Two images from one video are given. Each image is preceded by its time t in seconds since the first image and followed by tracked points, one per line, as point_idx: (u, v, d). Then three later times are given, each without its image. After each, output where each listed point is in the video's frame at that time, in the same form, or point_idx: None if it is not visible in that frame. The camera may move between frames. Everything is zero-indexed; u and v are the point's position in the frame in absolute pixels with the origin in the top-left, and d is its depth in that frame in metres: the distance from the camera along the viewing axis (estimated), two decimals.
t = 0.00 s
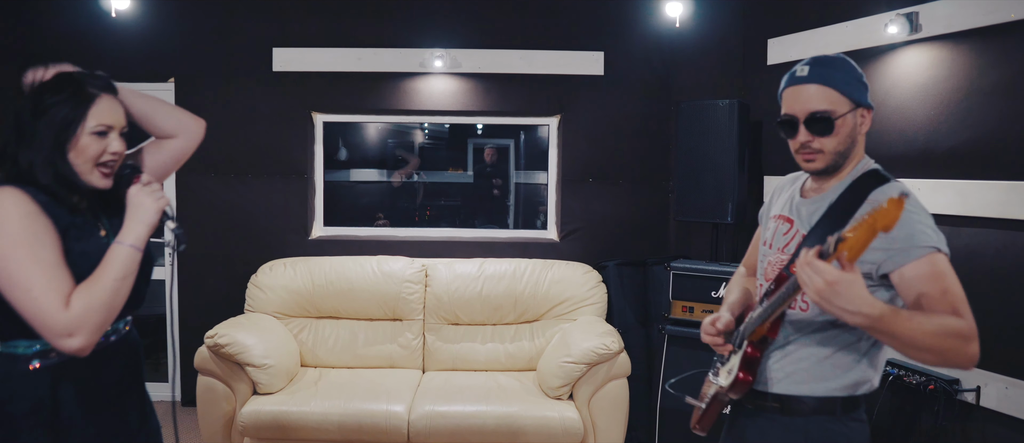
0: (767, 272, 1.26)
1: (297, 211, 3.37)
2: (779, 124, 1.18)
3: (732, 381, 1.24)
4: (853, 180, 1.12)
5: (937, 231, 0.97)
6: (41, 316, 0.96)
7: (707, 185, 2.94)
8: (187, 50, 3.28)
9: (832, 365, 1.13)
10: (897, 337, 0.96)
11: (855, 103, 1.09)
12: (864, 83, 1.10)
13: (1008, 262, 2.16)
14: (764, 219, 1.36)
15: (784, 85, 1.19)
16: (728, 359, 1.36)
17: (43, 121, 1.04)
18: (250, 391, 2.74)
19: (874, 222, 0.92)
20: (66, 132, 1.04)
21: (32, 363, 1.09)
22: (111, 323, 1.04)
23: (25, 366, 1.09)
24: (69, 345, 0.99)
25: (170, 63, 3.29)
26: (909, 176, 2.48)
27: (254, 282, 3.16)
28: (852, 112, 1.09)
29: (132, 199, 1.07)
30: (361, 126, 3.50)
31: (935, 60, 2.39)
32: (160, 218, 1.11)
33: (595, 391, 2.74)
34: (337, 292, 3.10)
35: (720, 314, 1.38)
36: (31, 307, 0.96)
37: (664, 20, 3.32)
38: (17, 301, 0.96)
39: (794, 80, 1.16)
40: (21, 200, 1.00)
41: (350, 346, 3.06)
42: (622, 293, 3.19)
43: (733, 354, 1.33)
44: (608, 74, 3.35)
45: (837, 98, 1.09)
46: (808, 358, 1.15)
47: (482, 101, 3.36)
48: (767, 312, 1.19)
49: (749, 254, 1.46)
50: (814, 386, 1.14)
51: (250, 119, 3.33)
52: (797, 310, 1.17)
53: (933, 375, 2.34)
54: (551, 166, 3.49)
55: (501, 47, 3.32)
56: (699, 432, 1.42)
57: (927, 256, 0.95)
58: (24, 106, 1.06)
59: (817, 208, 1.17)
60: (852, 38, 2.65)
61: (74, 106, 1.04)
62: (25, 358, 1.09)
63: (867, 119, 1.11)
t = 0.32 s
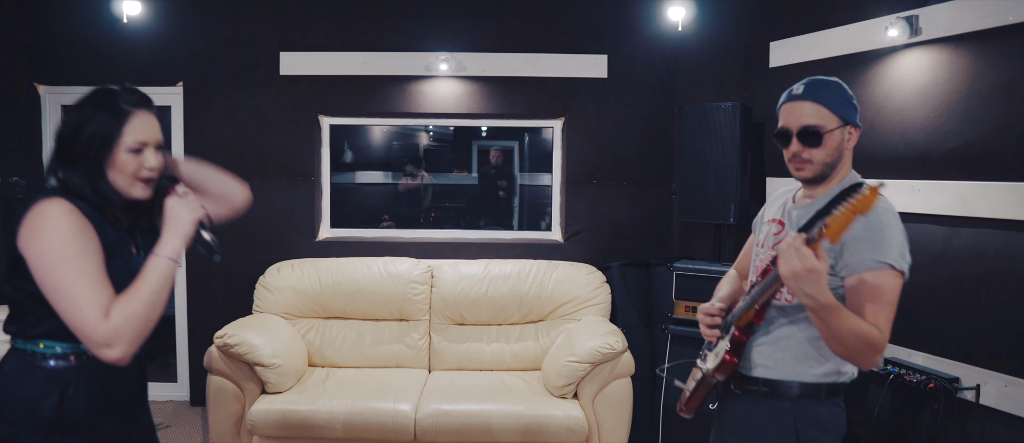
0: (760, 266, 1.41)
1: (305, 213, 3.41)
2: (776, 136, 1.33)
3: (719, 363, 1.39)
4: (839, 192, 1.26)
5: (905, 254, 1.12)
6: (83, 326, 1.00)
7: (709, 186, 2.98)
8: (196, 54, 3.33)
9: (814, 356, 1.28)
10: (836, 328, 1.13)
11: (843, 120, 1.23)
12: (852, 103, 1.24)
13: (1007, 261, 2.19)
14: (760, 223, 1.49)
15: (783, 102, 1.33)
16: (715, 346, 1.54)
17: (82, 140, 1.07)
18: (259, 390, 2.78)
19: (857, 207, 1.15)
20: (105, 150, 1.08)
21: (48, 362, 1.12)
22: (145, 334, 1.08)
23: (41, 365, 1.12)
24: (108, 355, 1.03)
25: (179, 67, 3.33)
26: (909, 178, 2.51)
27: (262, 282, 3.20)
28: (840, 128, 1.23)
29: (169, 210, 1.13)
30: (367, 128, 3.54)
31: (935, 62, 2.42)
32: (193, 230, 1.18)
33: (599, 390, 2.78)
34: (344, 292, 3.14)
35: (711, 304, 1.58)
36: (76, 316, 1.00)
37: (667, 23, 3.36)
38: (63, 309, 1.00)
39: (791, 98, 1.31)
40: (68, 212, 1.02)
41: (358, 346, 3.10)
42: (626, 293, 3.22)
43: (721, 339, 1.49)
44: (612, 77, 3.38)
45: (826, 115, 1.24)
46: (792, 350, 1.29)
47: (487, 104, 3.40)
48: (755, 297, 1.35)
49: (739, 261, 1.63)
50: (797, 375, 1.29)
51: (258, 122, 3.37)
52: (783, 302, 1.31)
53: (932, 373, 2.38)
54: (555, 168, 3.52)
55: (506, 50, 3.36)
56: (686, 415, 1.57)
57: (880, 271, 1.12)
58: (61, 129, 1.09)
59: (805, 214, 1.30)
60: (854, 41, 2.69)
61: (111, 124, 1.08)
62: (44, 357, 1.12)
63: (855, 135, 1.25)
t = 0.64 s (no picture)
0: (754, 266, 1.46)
1: (310, 212, 3.45)
2: (765, 145, 1.37)
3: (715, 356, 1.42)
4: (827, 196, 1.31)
5: (893, 249, 1.17)
6: (102, 343, 1.02)
7: (710, 185, 3.01)
8: (203, 55, 3.37)
9: (806, 351, 1.31)
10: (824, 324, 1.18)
11: (828, 129, 1.28)
12: (837, 110, 1.29)
13: (1003, 259, 2.22)
14: (756, 231, 1.54)
15: (772, 111, 1.38)
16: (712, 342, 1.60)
17: (113, 163, 1.11)
18: (264, 386, 2.81)
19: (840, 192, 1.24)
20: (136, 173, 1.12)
21: (55, 359, 1.12)
22: (163, 350, 1.10)
23: (48, 360, 1.12)
24: (126, 370, 1.06)
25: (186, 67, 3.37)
26: (907, 177, 2.54)
27: (268, 280, 3.24)
28: (826, 135, 1.28)
29: (194, 231, 1.18)
30: (370, 128, 3.57)
31: (933, 63, 2.45)
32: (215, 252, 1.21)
33: (601, 386, 2.81)
34: (349, 290, 3.17)
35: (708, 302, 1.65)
36: (96, 332, 1.02)
37: (669, 24, 3.40)
38: (83, 327, 1.03)
39: (779, 107, 1.35)
40: (86, 233, 1.05)
41: (362, 343, 3.14)
42: (628, 292, 3.25)
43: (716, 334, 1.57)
44: (614, 77, 3.42)
45: (811, 123, 1.29)
46: (785, 344, 1.33)
47: (491, 104, 3.43)
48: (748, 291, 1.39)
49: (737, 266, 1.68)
50: (789, 368, 1.32)
51: (264, 121, 3.41)
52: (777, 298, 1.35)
53: (930, 370, 2.41)
54: (558, 168, 3.55)
55: (509, 51, 3.40)
56: (682, 409, 1.61)
57: (873, 266, 1.16)
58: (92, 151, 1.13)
59: (796, 215, 1.36)
60: (853, 42, 2.72)
61: (142, 147, 1.12)
62: (51, 354, 1.12)
63: (840, 141, 1.30)
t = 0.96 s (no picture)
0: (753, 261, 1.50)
1: (317, 209, 3.49)
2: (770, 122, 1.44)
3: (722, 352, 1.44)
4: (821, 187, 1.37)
5: (893, 233, 1.22)
6: (130, 326, 1.05)
7: (713, 183, 3.04)
8: (212, 54, 3.41)
9: (812, 344, 1.35)
10: (836, 315, 1.22)
11: (831, 118, 1.35)
12: (844, 104, 1.36)
13: (1002, 255, 2.25)
14: (752, 224, 1.59)
15: (784, 93, 1.45)
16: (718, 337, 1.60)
17: (150, 147, 1.15)
18: (272, 380, 2.85)
19: (842, 176, 1.18)
20: (174, 158, 1.16)
21: (71, 337, 1.13)
22: (188, 335, 1.12)
23: (65, 338, 1.13)
24: (152, 353, 1.08)
25: (195, 66, 3.42)
26: (908, 174, 2.57)
27: (276, 276, 3.28)
28: (828, 124, 1.35)
29: (220, 220, 1.19)
30: (376, 127, 3.61)
31: (933, 62, 2.48)
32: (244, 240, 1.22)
33: (605, 381, 2.85)
34: (355, 286, 3.21)
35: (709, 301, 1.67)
36: (122, 317, 1.05)
37: (672, 24, 3.43)
38: (109, 311, 1.05)
39: (793, 89, 1.42)
40: (109, 219, 1.07)
41: (369, 339, 3.18)
42: (631, 289, 3.28)
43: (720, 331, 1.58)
44: (618, 76, 3.45)
45: (817, 109, 1.36)
46: (791, 338, 1.37)
47: (496, 102, 3.47)
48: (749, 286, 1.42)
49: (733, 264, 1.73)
50: (796, 361, 1.35)
51: (272, 120, 3.46)
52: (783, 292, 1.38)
53: (930, 366, 2.43)
54: (562, 166, 3.59)
55: (514, 50, 3.44)
56: (690, 411, 1.59)
57: (877, 253, 1.21)
58: (128, 135, 1.16)
59: (793, 207, 1.41)
60: (855, 41, 2.75)
61: (179, 133, 1.16)
62: (68, 332, 1.13)
63: (839, 137, 1.37)
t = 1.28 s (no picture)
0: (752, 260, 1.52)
1: (326, 208, 3.53)
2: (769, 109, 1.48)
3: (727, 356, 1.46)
4: (818, 180, 1.39)
5: (892, 230, 1.25)
6: (173, 346, 1.10)
7: (719, 183, 3.07)
8: (221, 54, 3.45)
9: (816, 343, 1.38)
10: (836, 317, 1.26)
11: (827, 108, 1.37)
12: (842, 94, 1.38)
13: (1004, 255, 2.27)
14: (751, 217, 1.63)
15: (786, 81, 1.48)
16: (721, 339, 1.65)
17: (168, 170, 1.17)
18: (282, 377, 2.89)
19: (833, 192, 1.22)
20: (192, 178, 1.19)
21: (98, 358, 1.17)
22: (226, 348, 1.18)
23: (92, 360, 1.16)
24: (196, 368, 1.13)
25: (205, 66, 3.45)
26: (912, 174, 2.59)
27: (285, 274, 3.32)
28: (822, 112, 1.38)
29: (243, 233, 1.23)
30: (383, 127, 3.63)
31: (937, 62, 2.50)
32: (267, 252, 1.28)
33: (611, 379, 2.88)
34: (364, 284, 3.25)
35: (714, 302, 1.69)
36: (165, 336, 1.09)
37: (678, 24, 3.45)
38: (150, 332, 1.09)
39: (794, 77, 1.45)
40: (138, 245, 1.11)
41: (377, 336, 3.21)
42: (637, 287, 3.31)
43: (725, 334, 1.62)
44: (624, 76, 3.48)
45: (813, 98, 1.39)
46: (795, 338, 1.40)
47: (503, 103, 3.50)
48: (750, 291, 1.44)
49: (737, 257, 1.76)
50: (800, 360, 1.38)
51: (281, 119, 3.49)
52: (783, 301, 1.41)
53: (933, 364, 2.46)
54: (569, 166, 3.62)
55: (521, 51, 3.46)
56: (699, 411, 1.64)
57: (877, 250, 1.24)
58: (145, 157, 1.19)
59: (789, 204, 1.44)
60: (859, 42, 2.77)
61: (196, 155, 1.18)
62: (95, 354, 1.17)
63: (836, 127, 1.39)
